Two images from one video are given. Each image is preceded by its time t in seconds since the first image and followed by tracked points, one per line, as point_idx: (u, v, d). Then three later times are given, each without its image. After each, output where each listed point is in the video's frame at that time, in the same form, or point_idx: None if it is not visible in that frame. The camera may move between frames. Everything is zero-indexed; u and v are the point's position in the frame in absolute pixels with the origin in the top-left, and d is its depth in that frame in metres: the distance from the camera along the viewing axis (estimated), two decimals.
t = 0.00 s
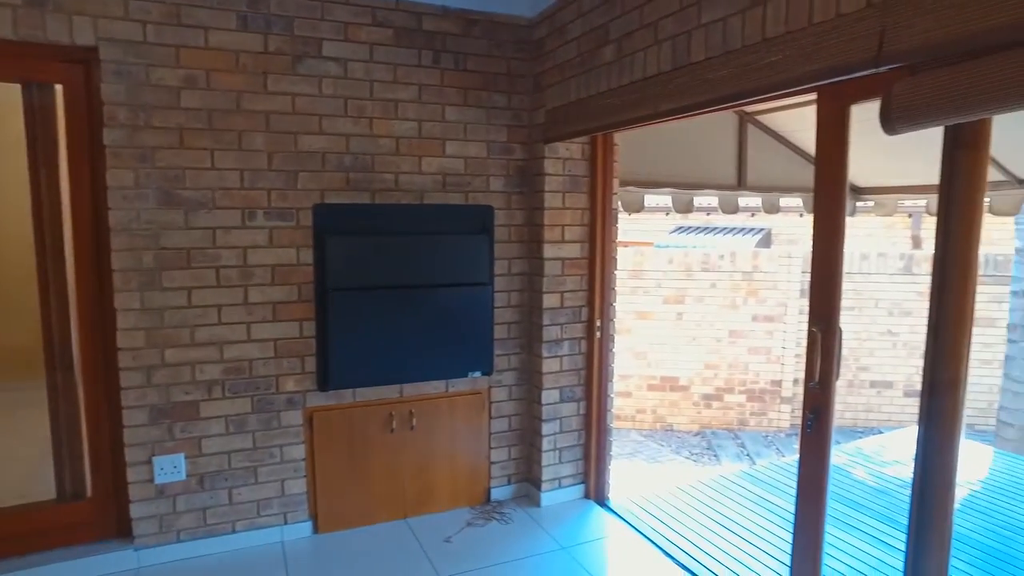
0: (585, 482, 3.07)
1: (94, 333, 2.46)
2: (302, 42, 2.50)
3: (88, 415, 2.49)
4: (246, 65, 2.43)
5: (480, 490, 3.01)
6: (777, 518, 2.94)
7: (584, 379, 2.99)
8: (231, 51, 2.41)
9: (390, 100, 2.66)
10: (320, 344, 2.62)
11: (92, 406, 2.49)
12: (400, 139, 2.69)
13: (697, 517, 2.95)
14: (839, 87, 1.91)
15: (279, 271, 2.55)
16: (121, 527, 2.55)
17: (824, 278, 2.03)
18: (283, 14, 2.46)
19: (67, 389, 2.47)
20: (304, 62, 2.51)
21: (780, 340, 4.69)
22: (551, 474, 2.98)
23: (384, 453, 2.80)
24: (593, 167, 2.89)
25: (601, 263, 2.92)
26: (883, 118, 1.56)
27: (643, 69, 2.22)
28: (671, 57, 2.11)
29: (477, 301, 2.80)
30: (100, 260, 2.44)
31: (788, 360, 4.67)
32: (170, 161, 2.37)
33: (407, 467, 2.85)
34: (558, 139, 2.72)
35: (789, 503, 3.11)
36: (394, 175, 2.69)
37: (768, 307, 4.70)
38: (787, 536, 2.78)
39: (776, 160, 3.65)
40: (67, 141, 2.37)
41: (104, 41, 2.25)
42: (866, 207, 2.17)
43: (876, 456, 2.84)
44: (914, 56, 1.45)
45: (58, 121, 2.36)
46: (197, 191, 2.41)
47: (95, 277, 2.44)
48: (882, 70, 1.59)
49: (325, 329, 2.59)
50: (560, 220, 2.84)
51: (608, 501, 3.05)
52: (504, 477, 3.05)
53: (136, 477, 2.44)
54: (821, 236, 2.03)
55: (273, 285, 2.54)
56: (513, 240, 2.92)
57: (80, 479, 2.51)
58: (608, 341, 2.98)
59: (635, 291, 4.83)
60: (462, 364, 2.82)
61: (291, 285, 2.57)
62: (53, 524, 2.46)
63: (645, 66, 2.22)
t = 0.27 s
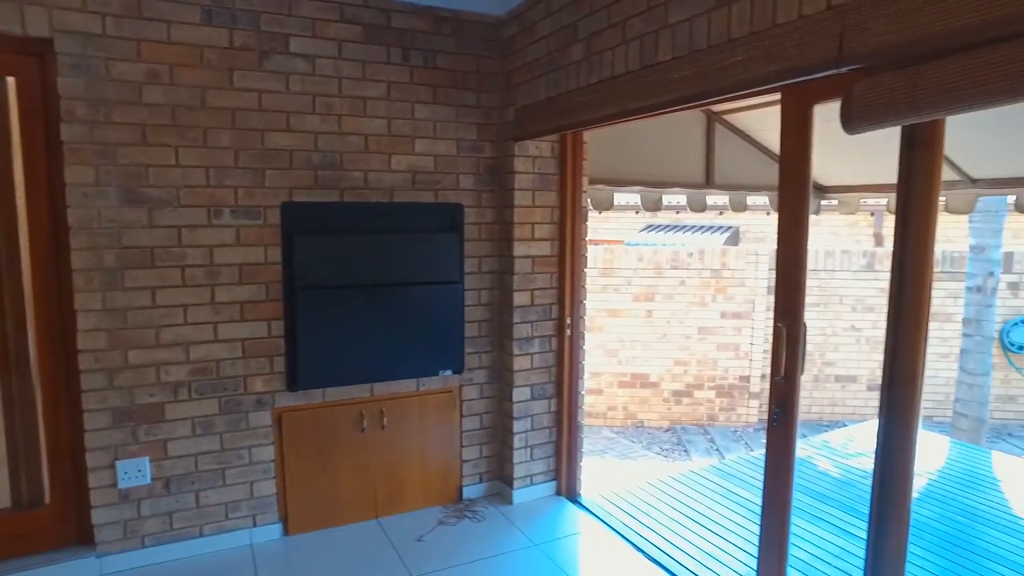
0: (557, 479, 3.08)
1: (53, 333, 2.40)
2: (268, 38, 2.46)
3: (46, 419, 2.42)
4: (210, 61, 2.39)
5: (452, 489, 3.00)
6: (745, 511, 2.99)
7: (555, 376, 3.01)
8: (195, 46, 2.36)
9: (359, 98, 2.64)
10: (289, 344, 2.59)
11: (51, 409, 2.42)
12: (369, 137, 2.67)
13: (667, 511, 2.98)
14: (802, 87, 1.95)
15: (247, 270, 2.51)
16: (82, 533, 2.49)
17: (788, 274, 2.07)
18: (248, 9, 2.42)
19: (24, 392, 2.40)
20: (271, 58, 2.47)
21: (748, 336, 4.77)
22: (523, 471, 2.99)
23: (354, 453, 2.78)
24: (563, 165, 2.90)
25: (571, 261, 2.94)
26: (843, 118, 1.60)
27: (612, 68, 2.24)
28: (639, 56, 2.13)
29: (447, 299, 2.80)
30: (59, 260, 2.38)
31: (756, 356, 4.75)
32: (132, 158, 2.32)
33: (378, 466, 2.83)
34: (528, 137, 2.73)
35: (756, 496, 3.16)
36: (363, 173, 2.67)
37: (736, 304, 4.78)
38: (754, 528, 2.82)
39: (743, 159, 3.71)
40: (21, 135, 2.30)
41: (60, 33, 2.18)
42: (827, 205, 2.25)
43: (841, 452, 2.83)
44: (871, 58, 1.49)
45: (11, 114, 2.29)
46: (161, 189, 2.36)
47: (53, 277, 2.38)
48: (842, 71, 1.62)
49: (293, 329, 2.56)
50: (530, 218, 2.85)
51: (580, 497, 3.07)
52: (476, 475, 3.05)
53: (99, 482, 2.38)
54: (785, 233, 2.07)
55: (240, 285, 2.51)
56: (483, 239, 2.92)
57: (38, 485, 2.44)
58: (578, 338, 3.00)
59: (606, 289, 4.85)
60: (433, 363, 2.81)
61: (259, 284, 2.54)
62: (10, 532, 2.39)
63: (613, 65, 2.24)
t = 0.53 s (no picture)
0: (531, 476, 3.09)
1: (13, 334, 2.34)
2: (236, 33, 2.42)
3: (5, 423, 2.36)
4: (176, 55, 2.35)
5: (426, 487, 2.99)
6: (716, 504, 3.03)
7: (528, 373, 3.01)
8: (160, 40, 2.32)
9: (330, 95, 2.62)
10: (259, 344, 2.57)
11: (10, 413, 2.36)
12: (340, 134, 2.65)
13: (641, 506, 3.00)
14: (769, 87, 1.98)
15: (216, 269, 2.47)
16: (45, 539, 2.43)
17: (756, 271, 2.09)
18: (216, 3, 2.38)
19: None
20: (239, 53, 2.44)
21: (720, 333, 4.84)
22: (497, 469, 3.00)
23: (327, 453, 2.76)
24: (535, 163, 2.91)
25: (543, 258, 2.95)
26: (809, 118, 1.64)
27: (583, 66, 2.25)
28: (609, 55, 2.14)
29: (420, 297, 2.79)
30: (19, 258, 2.32)
31: (728, 352, 4.82)
32: (95, 155, 2.26)
33: (350, 466, 2.81)
34: (500, 135, 2.73)
35: (727, 489, 3.21)
36: (334, 171, 2.65)
37: (707, 301, 4.85)
38: (726, 521, 2.86)
39: (714, 158, 3.76)
40: None
41: (17, 25, 2.12)
42: (788, 205, 2.31)
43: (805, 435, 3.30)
44: (834, 59, 1.52)
45: None
46: (126, 187, 2.31)
47: (12, 276, 2.31)
48: (807, 71, 1.65)
49: (264, 328, 2.53)
50: (503, 216, 2.86)
51: (554, 494, 3.08)
52: (450, 473, 3.04)
53: (62, 487, 2.32)
54: (753, 230, 2.09)
55: (209, 284, 2.47)
56: (456, 236, 2.92)
57: None
58: (551, 335, 3.01)
59: (580, 287, 4.87)
60: (406, 361, 2.80)
61: (228, 283, 2.50)
62: None
63: (584, 63, 2.25)
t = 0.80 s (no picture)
0: (508, 473, 3.10)
1: None
2: (207, 27, 2.39)
3: None
4: (145, 49, 2.30)
5: (403, 486, 2.98)
6: (692, 499, 3.06)
7: (505, 370, 3.02)
8: (128, 34, 2.27)
9: (304, 91, 2.59)
10: (232, 343, 2.53)
11: None
12: (314, 131, 2.63)
13: (618, 502, 3.02)
14: (740, 85, 2.00)
15: (187, 267, 2.44)
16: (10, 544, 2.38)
17: (729, 267, 2.11)
18: None
19: None
20: (210, 48, 2.40)
21: (695, 329, 4.89)
22: (474, 466, 2.99)
23: (302, 452, 2.73)
24: (511, 160, 2.91)
25: (519, 255, 2.95)
26: (781, 115, 1.65)
27: (558, 63, 2.25)
28: (584, 52, 2.15)
29: (395, 295, 2.77)
30: None
31: (703, 348, 4.87)
32: (60, 150, 2.21)
33: (326, 465, 2.79)
34: (476, 132, 2.72)
35: (703, 484, 3.24)
36: (308, 168, 2.62)
37: (683, 298, 4.90)
38: (701, 515, 2.89)
39: (689, 156, 3.79)
40: None
41: None
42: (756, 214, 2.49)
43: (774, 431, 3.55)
44: (804, 57, 1.54)
45: None
46: (93, 183, 2.27)
47: None
48: (777, 69, 1.67)
49: (237, 327, 2.50)
50: (478, 213, 2.85)
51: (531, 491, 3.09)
52: (427, 471, 3.04)
53: (27, 491, 2.27)
54: (727, 227, 2.10)
55: (180, 282, 2.43)
56: (431, 234, 2.91)
57: None
58: (528, 332, 3.01)
59: (556, 284, 4.89)
60: (382, 359, 2.79)
61: (200, 281, 2.47)
62: None
63: (559, 60, 2.25)
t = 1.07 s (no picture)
0: (485, 471, 3.10)
1: None
2: (176, 21, 2.34)
3: None
4: (111, 42, 2.25)
5: (379, 485, 2.97)
6: (668, 494, 3.10)
7: (481, 368, 3.02)
8: (94, 27, 2.22)
9: (276, 87, 2.56)
10: (204, 342, 2.50)
11: None
12: (287, 127, 2.60)
13: (594, 498, 3.04)
14: (711, 84, 2.02)
15: (158, 266, 2.40)
16: None
17: (701, 263, 2.13)
18: None
19: None
20: (180, 42, 2.36)
21: (670, 325, 4.94)
22: (451, 464, 2.99)
23: (277, 452, 2.71)
24: (486, 158, 2.91)
25: (495, 253, 2.95)
26: (752, 113, 1.66)
27: (532, 60, 2.26)
28: (558, 49, 2.15)
29: (370, 293, 2.76)
30: None
31: (678, 345, 4.93)
32: (23, 146, 2.16)
33: (301, 465, 2.77)
34: (451, 129, 2.72)
35: (678, 479, 3.28)
36: (281, 165, 2.60)
37: (658, 294, 4.94)
38: (676, 509, 2.93)
39: (664, 153, 3.82)
40: None
41: None
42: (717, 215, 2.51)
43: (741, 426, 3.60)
44: (774, 57, 1.56)
45: None
46: (58, 180, 2.21)
47: None
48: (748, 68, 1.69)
49: (208, 326, 2.46)
50: (454, 210, 2.85)
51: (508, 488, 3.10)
52: (404, 470, 3.03)
53: None
54: (699, 224, 2.13)
55: (151, 281, 2.39)
56: (406, 231, 2.90)
57: None
58: (504, 330, 3.02)
59: (533, 281, 4.90)
60: (357, 358, 2.77)
61: (171, 280, 2.43)
62: None
63: (533, 58, 2.25)
